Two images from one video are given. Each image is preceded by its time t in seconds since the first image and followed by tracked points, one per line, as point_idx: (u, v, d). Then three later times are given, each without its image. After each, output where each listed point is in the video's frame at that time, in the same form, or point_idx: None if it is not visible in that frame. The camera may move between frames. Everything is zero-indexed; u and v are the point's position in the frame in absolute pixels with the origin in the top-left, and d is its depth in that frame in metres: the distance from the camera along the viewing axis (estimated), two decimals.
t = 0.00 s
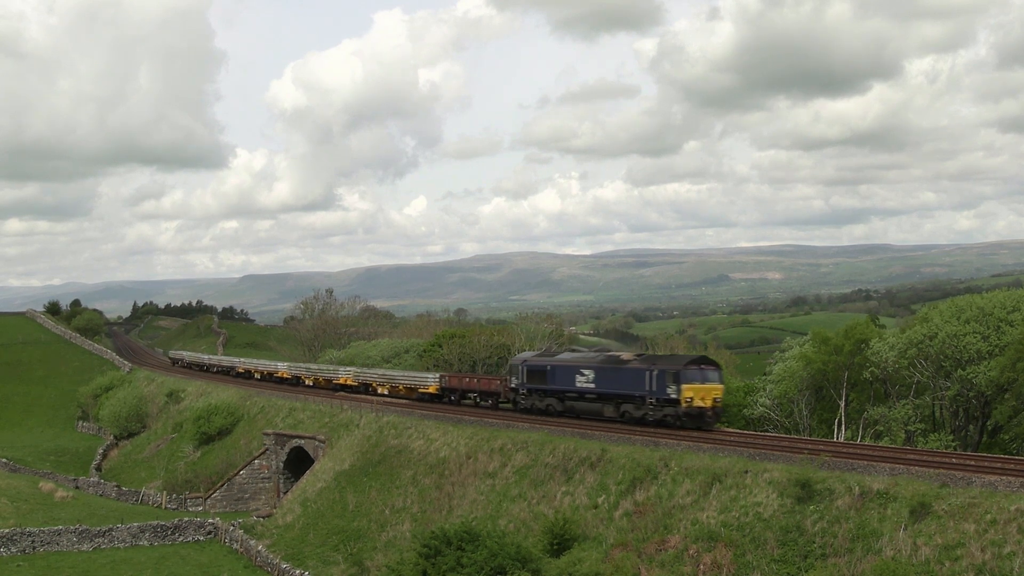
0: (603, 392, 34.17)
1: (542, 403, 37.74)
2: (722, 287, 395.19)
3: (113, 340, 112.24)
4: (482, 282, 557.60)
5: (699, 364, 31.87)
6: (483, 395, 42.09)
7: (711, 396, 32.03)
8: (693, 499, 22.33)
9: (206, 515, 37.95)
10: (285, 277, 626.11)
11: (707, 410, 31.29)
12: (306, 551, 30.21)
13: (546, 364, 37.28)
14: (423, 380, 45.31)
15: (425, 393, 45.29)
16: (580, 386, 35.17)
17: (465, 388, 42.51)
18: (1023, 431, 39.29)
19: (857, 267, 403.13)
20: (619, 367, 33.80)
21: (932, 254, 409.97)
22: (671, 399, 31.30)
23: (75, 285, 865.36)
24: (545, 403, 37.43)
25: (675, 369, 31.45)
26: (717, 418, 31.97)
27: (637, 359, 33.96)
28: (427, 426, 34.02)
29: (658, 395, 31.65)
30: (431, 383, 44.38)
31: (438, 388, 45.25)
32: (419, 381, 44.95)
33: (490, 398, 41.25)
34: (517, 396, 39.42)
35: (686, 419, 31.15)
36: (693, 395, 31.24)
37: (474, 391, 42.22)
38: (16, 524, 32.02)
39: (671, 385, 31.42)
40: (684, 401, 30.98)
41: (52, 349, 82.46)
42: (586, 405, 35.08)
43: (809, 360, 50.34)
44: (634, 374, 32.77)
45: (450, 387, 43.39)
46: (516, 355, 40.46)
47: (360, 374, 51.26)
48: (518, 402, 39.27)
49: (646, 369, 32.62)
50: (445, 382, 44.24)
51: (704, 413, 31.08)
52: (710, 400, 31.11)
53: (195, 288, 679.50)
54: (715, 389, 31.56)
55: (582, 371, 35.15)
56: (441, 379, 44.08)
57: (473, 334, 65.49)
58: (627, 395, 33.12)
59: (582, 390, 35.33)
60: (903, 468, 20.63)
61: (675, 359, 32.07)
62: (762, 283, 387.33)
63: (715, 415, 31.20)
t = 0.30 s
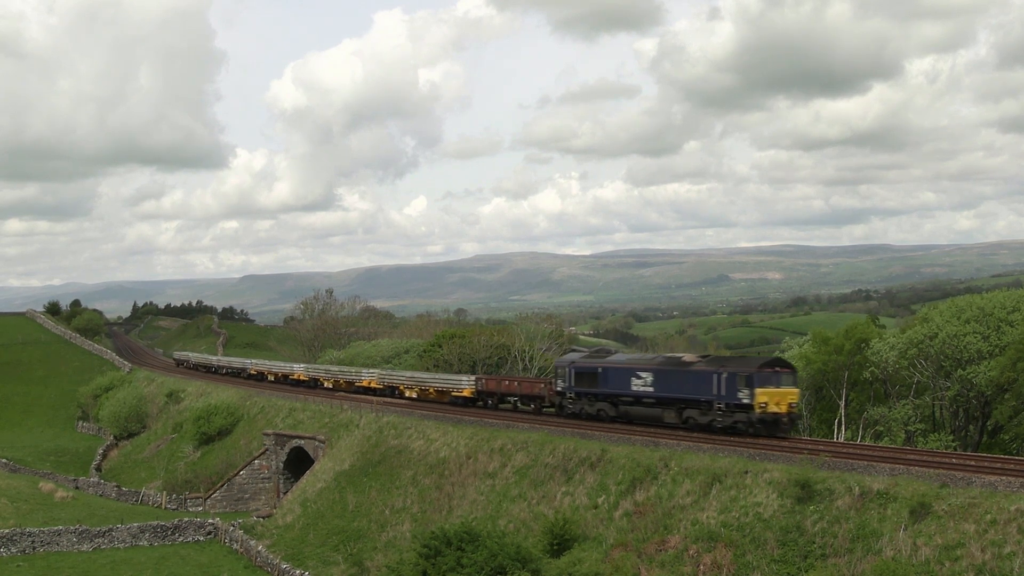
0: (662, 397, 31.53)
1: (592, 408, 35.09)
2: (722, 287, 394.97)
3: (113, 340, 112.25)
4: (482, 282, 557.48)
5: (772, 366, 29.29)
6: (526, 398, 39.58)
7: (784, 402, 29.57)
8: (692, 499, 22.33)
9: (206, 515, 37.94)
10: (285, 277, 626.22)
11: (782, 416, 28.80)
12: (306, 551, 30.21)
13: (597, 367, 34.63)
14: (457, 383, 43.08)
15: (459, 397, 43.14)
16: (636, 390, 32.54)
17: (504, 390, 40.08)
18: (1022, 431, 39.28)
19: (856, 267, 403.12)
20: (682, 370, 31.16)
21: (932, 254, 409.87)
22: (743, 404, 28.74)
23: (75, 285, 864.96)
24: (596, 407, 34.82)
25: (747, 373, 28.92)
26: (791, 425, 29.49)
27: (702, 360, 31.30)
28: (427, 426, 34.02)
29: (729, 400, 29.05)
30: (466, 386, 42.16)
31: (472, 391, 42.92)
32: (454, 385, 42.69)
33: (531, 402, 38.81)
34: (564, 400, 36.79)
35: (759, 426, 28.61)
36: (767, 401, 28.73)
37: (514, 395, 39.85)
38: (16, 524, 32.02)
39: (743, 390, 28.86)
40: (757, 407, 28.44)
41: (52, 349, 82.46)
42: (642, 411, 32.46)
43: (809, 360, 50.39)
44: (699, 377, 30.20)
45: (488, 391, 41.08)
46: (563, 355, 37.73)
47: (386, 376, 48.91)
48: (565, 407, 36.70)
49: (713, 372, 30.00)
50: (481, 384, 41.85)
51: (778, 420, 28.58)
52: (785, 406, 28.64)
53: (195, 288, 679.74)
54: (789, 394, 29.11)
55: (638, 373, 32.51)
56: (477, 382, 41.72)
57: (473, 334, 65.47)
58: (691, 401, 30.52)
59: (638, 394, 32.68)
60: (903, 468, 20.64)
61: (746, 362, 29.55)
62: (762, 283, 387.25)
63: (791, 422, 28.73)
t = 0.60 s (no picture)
0: (733, 401, 29.25)
1: (650, 413, 32.48)
2: (722, 287, 394.68)
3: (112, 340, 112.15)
4: (482, 282, 557.30)
5: (860, 368, 27.06)
6: (574, 402, 36.43)
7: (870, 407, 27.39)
8: (692, 499, 22.34)
9: (206, 515, 37.95)
10: (285, 276, 626.74)
11: (870, 422, 26.65)
12: (306, 551, 30.22)
13: (656, 369, 32.14)
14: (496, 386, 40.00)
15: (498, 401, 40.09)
16: (703, 394, 30.20)
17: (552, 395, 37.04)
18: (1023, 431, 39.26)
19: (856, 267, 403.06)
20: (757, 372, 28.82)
21: (932, 254, 409.86)
22: (831, 409, 26.50)
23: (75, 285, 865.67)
24: (654, 413, 32.17)
25: (833, 376, 26.70)
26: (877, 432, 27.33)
27: (777, 362, 29.03)
28: (427, 425, 34.04)
29: (813, 405, 26.83)
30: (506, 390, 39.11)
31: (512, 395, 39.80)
32: (492, 389, 39.65)
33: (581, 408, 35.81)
34: (617, 405, 34.15)
35: (847, 433, 26.37)
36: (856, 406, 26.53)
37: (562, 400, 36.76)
38: (16, 524, 32.02)
39: (830, 394, 26.63)
40: (845, 412, 26.28)
41: (52, 349, 82.45)
42: (709, 416, 30.12)
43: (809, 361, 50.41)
44: (777, 381, 27.95)
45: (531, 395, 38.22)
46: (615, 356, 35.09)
47: (414, 380, 45.50)
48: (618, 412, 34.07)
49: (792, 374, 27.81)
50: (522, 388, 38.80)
51: (867, 426, 26.40)
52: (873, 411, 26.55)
53: (195, 288, 679.75)
54: (877, 399, 26.94)
55: (705, 376, 30.15)
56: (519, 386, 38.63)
57: (473, 334, 65.46)
58: (768, 406, 28.27)
59: (704, 399, 30.29)
60: (902, 468, 20.65)
61: (829, 363, 27.36)
62: (763, 283, 387.10)
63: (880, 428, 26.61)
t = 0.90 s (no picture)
0: (815, 406, 26.56)
1: (718, 419, 29.87)
2: (722, 287, 394.49)
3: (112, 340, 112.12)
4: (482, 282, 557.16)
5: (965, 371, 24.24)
6: (630, 408, 33.87)
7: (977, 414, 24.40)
8: (692, 499, 22.32)
9: (205, 515, 37.94)
10: (285, 276, 626.75)
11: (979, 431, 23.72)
12: (306, 551, 30.22)
13: (726, 372, 29.55)
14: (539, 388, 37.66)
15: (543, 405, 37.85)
16: (779, 398, 27.64)
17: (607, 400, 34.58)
18: None
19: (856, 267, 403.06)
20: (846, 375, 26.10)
21: (932, 254, 409.87)
22: (935, 416, 23.68)
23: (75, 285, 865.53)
24: (722, 419, 29.55)
25: (936, 380, 23.90)
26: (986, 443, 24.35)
27: (866, 365, 26.39)
28: (427, 426, 34.03)
29: (914, 412, 24.06)
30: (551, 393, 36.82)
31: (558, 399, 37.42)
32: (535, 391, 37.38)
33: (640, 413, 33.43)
34: (679, 410, 31.66)
35: (953, 443, 23.57)
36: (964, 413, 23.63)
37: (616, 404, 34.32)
38: (16, 524, 32.02)
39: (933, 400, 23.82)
40: (948, 420, 23.48)
41: (52, 350, 82.45)
42: (788, 423, 27.49)
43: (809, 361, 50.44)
44: (869, 385, 25.26)
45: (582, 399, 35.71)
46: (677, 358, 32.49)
47: (447, 383, 43.34)
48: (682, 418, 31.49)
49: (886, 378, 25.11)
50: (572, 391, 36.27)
51: (975, 435, 23.51)
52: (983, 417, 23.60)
53: (195, 288, 679.61)
54: (986, 404, 23.97)
55: (784, 380, 27.53)
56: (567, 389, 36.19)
57: (473, 334, 65.45)
58: (856, 412, 25.58)
59: (782, 405, 27.68)
60: (902, 468, 20.65)
61: (929, 366, 24.57)
62: (762, 283, 387.00)
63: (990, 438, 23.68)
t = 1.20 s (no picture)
0: (915, 413, 23.70)
1: (796, 426, 26.85)
2: (722, 287, 394.03)
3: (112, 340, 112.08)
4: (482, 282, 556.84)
5: None
6: (694, 413, 30.42)
7: None
8: (692, 499, 22.32)
9: (205, 515, 37.94)
10: (285, 277, 626.80)
11: None
12: (306, 551, 30.21)
13: (808, 374, 26.67)
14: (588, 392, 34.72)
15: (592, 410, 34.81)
16: (871, 404, 24.73)
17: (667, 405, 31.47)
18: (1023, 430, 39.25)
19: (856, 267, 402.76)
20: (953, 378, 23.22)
21: (932, 254, 409.58)
22: None
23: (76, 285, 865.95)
24: (803, 426, 26.50)
25: None
26: None
27: (974, 367, 23.54)
28: (427, 426, 34.02)
29: None
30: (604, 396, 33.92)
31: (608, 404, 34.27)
32: (585, 394, 34.39)
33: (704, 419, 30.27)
34: (751, 416, 28.53)
35: None
36: None
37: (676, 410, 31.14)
38: (16, 524, 32.02)
39: None
40: None
41: (52, 350, 82.44)
42: (880, 431, 24.55)
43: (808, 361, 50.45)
44: (980, 390, 22.41)
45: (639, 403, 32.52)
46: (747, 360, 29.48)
47: (486, 386, 40.76)
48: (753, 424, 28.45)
49: (997, 382, 22.36)
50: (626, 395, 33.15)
51: None
52: None
53: (195, 288, 680.02)
54: None
55: (877, 384, 24.67)
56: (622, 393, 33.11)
57: (473, 334, 65.47)
58: (964, 418, 22.73)
59: (874, 410, 24.77)
60: (902, 468, 20.65)
61: None
62: (762, 283, 386.66)
63: None
